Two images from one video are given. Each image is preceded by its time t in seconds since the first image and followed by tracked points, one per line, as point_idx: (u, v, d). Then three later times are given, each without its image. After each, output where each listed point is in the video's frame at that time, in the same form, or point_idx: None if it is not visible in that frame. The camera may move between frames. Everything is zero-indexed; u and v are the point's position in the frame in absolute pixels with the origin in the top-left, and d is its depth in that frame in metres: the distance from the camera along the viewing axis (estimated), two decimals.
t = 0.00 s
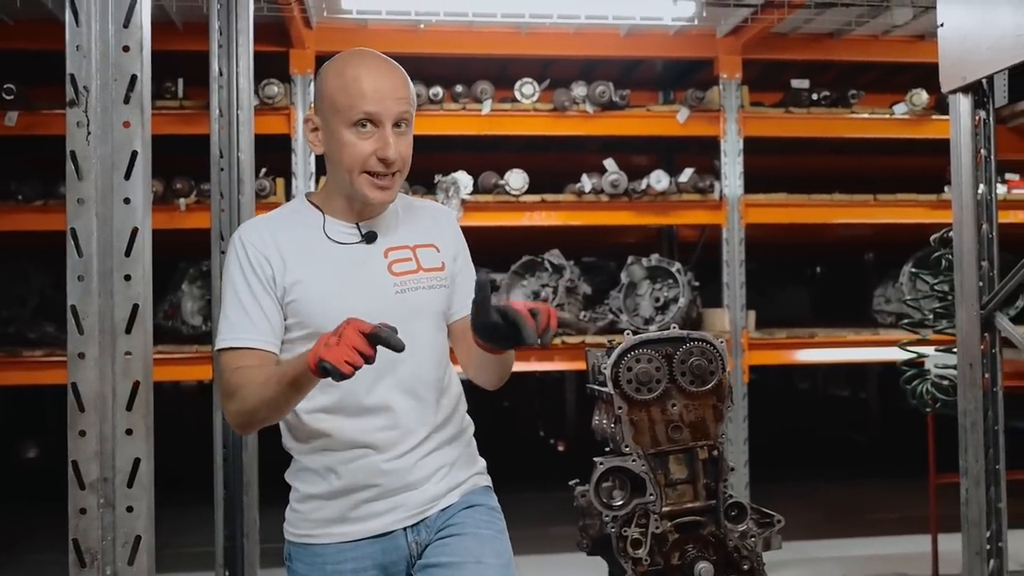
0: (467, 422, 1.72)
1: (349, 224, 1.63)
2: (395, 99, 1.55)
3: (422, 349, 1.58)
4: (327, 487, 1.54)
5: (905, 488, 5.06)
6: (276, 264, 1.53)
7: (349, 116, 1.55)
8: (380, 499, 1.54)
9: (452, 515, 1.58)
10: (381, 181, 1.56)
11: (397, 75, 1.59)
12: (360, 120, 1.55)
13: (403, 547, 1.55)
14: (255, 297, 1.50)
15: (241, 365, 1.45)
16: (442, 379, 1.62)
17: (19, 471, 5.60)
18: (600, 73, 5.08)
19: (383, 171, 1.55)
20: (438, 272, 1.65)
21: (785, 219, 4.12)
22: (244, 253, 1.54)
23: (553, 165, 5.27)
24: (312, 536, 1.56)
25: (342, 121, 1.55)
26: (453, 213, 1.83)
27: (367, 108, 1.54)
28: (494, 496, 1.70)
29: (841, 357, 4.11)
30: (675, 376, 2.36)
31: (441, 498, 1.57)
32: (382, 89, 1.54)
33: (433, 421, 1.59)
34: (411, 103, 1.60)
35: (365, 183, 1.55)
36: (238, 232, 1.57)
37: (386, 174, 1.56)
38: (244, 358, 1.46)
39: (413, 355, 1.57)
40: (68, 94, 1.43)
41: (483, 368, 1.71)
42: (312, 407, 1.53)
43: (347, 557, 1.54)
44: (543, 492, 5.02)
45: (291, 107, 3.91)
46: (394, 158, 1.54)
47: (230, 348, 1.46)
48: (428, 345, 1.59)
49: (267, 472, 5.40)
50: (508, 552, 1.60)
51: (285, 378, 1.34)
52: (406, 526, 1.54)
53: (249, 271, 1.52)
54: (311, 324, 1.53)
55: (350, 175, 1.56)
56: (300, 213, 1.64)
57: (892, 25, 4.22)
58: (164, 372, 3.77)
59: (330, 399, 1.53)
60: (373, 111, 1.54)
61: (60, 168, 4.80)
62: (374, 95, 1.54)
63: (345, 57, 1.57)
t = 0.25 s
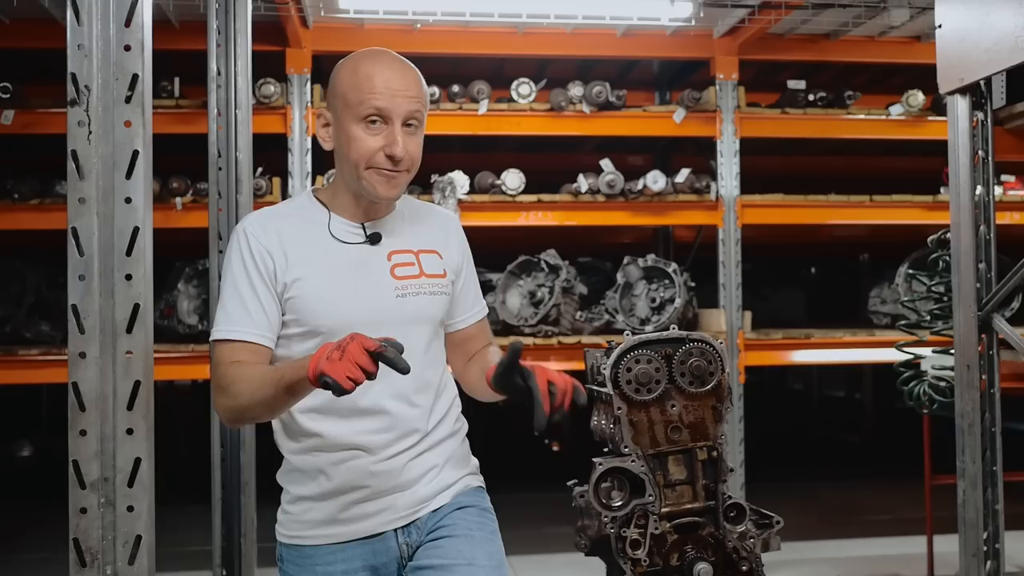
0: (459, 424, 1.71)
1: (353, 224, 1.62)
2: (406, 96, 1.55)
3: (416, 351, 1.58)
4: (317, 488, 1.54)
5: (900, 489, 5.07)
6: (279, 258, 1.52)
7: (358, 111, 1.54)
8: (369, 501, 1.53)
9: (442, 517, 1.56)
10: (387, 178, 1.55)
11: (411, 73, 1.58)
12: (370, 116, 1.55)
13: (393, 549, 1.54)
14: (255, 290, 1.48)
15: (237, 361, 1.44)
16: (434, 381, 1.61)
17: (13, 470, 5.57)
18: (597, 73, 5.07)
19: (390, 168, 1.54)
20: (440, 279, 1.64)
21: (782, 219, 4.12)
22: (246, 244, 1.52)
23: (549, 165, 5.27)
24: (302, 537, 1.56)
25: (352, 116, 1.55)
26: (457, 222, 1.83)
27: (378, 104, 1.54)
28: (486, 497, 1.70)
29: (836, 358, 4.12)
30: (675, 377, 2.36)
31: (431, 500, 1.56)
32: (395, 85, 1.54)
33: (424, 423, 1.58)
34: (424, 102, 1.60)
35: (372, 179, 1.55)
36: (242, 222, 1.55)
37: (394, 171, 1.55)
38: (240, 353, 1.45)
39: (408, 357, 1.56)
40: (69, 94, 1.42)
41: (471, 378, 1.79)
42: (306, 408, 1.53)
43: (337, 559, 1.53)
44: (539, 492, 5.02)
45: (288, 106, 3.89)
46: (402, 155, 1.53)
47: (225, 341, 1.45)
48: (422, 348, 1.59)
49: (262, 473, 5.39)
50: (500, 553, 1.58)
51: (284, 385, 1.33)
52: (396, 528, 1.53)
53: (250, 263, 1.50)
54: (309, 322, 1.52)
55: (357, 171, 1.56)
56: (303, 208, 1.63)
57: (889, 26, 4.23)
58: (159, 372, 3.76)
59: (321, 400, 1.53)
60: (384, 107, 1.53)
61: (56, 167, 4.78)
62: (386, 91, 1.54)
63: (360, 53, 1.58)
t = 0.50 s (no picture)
0: (451, 425, 1.70)
1: (369, 224, 1.63)
2: (420, 90, 1.58)
3: (412, 352, 1.57)
4: (305, 486, 1.53)
5: (898, 490, 5.07)
6: (293, 251, 1.51)
7: (372, 103, 1.58)
8: (357, 501, 1.52)
9: (433, 518, 1.57)
10: (397, 165, 1.56)
11: (428, 71, 1.62)
12: (383, 108, 1.58)
13: (382, 550, 1.53)
14: (264, 279, 1.47)
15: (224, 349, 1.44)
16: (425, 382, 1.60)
17: (11, 469, 5.56)
18: (597, 73, 5.07)
19: (399, 156, 1.55)
20: (447, 289, 1.65)
21: (781, 220, 4.12)
22: (260, 231, 1.51)
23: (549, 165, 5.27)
24: (292, 536, 1.55)
25: (366, 108, 1.59)
26: (469, 238, 1.84)
27: (391, 96, 1.57)
28: (476, 498, 1.71)
29: (835, 358, 4.12)
30: (676, 376, 2.36)
31: (419, 501, 1.56)
32: (410, 79, 1.58)
33: (414, 424, 1.57)
34: (440, 100, 1.63)
35: (381, 166, 1.56)
36: (258, 209, 1.54)
37: (403, 159, 1.56)
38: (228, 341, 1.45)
39: (405, 359, 1.56)
40: (70, 90, 1.42)
41: (472, 401, 1.94)
42: (301, 405, 1.53)
43: (325, 559, 1.53)
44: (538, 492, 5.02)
45: (287, 105, 3.89)
46: (411, 142, 1.55)
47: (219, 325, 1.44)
48: (421, 351, 1.58)
49: (261, 472, 5.38)
50: (491, 553, 1.61)
51: (265, 391, 1.35)
52: (385, 528, 1.53)
53: (262, 252, 1.49)
54: (315, 317, 1.50)
55: (368, 159, 1.57)
56: (318, 201, 1.63)
57: (889, 26, 4.23)
58: (158, 371, 3.75)
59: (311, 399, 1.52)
60: (396, 99, 1.57)
61: (55, 166, 4.78)
62: (400, 83, 1.57)
63: (382, 54, 1.63)
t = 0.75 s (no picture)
0: (446, 424, 1.71)
1: (371, 227, 1.62)
2: (425, 102, 1.56)
3: (412, 351, 1.56)
4: (305, 483, 1.52)
5: (894, 489, 5.08)
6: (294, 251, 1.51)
7: (377, 114, 1.57)
8: (357, 497, 1.52)
9: (431, 515, 1.59)
10: (400, 180, 1.53)
11: (435, 82, 1.60)
12: (387, 120, 1.57)
13: (380, 546, 1.53)
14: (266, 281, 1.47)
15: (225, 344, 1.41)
16: (423, 381, 1.61)
17: (6, 467, 5.54)
18: (594, 72, 5.07)
19: (403, 170, 1.53)
20: (446, 291, 1.64)
21: (778, 220, 4.12)
22: (262, 230, 1.51)
23: (546, 164, 5.26)
24: (291, 533, 1.52)
25: (371, 120, 1.57)
26: (467, 240, 1.83)
27: (396, 108, 1.56)
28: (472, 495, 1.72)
29: (831, 357, 4.12)
30: (673, 375, 2.35)
31: (417, 497, 1.57)
32: (416, 90, 1.56)
33: (413, 421, 1.58)
34: (447, 113, 1.61)
35: (384, 180, 1.53)
36: (259, 207, 1.54)
37: (406, 174, 1.53)
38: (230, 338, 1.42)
39: (404, 360, 1.55)
40: (67, 88, 1.41)
41: (469, 394, 1.96)
42: (299, 404, 1.51)
43: (323, 555, 1.51)
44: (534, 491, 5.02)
45: (284, 103, 3.88)
46: (416, 155, 1.53)
47: (220, 323, 1.42)
48: (419, 351, 1.58)
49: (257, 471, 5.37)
50: (488, 551, 1.63)
51: (259, 360, 1.29)
52: (383, 524, 1.53)
53: (264, 252, 1.49)
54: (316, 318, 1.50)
55: (372, 171, 1.55)
56: (320, 201, 1.62)
57: (886, 26, 4.24)
58: (154, 369, 3.74)
59: (312, 398, 1.50)
60: (400, 110, 1.55)
61: (51, 164, 4.76)
62: (407, 95, 1.56)
63: (389, 60, 1.62)
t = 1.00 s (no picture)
0: (443, 416, 1.72)
1: (360, 227, 1.61)
2: (405, 103, 1.54)
3: (409, 346, 1.57)
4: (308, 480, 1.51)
5: (888, 489, 5.10)
6: (289, 256, 1.51)
7: (357, 118, 1.55)
8: (361, 491, 1.52)
9: (434, 509, 1.60)
10: (385, 185, 1.53)
11: (416, 82, 1.58)
12: (368, 124, 1.55)
13: (383, 539, 1.54)
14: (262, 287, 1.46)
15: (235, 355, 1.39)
16: (421, 374, 1.61)
17: None
18: (590, 72, 5.07)
19: (387, 176, 1.52)
20: (440, 284, 1.65)
21: (773, 220, 4.13)
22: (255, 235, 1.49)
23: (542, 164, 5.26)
24: (297, 526, 1.53)
25: (352, 124, 1.56)
26: (455, 230, 1.83)
27: (376, 112, 1.54)
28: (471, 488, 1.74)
29: (827, 358, 4.13)
30: (669, 375, 2.35)
31: (420, 490, 1.58)
32: (397, 93, 1.54)
33: (414, 415, 1.58)
34: (429, 113, 1.59)
35: (369, 184, 1.53)
36: (250, 214, 1.53)
37: (391, 179, 1.53)
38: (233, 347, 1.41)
39: (402, 355, 1.56)
40: (63, 86, 1.41)
41: (458, 384, 1.95)
42: (300, 402, 1.50)
43: (329, 547, 1.51)
44: (530, 491, 5.02)
45: (280, 103, 3.87)
46: (398, 160, 1.51)
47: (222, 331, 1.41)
48: (415, 346, 1.58)
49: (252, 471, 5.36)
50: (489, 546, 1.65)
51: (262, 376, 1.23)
52: (386, 517, 1.54)
53: (258, 259, 1.48)
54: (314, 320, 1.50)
55: (357, 177, 1.54)
56: (310, 203, 1.60)
57: (882, 27, 4.25)
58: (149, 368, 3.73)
59: (314, 394, 1.49)
60: (381, 115, 1.53)
61: (46, 163, 4.75)
62: (388, 98, 1.54)
63: (368, 59, 1.59)
